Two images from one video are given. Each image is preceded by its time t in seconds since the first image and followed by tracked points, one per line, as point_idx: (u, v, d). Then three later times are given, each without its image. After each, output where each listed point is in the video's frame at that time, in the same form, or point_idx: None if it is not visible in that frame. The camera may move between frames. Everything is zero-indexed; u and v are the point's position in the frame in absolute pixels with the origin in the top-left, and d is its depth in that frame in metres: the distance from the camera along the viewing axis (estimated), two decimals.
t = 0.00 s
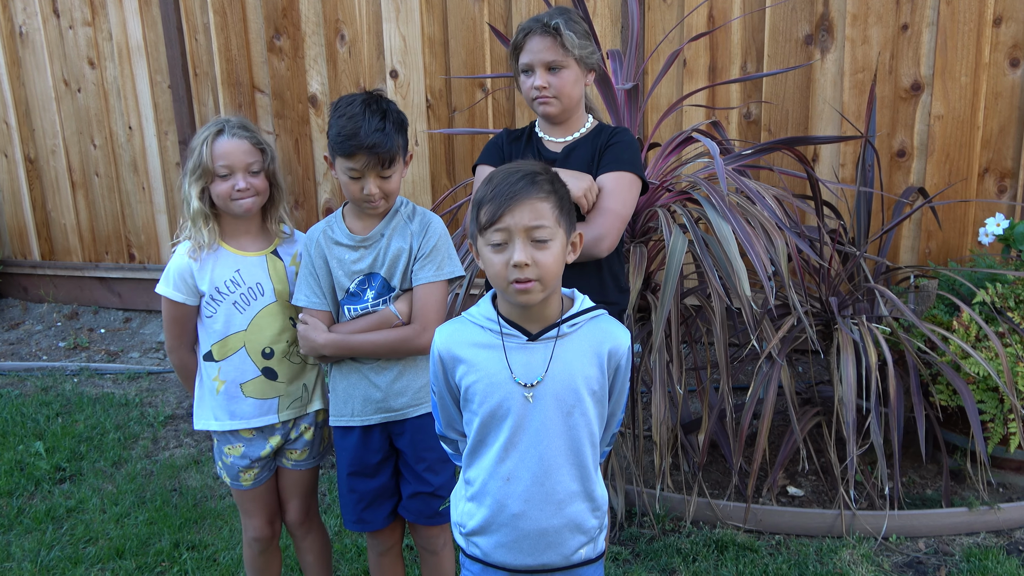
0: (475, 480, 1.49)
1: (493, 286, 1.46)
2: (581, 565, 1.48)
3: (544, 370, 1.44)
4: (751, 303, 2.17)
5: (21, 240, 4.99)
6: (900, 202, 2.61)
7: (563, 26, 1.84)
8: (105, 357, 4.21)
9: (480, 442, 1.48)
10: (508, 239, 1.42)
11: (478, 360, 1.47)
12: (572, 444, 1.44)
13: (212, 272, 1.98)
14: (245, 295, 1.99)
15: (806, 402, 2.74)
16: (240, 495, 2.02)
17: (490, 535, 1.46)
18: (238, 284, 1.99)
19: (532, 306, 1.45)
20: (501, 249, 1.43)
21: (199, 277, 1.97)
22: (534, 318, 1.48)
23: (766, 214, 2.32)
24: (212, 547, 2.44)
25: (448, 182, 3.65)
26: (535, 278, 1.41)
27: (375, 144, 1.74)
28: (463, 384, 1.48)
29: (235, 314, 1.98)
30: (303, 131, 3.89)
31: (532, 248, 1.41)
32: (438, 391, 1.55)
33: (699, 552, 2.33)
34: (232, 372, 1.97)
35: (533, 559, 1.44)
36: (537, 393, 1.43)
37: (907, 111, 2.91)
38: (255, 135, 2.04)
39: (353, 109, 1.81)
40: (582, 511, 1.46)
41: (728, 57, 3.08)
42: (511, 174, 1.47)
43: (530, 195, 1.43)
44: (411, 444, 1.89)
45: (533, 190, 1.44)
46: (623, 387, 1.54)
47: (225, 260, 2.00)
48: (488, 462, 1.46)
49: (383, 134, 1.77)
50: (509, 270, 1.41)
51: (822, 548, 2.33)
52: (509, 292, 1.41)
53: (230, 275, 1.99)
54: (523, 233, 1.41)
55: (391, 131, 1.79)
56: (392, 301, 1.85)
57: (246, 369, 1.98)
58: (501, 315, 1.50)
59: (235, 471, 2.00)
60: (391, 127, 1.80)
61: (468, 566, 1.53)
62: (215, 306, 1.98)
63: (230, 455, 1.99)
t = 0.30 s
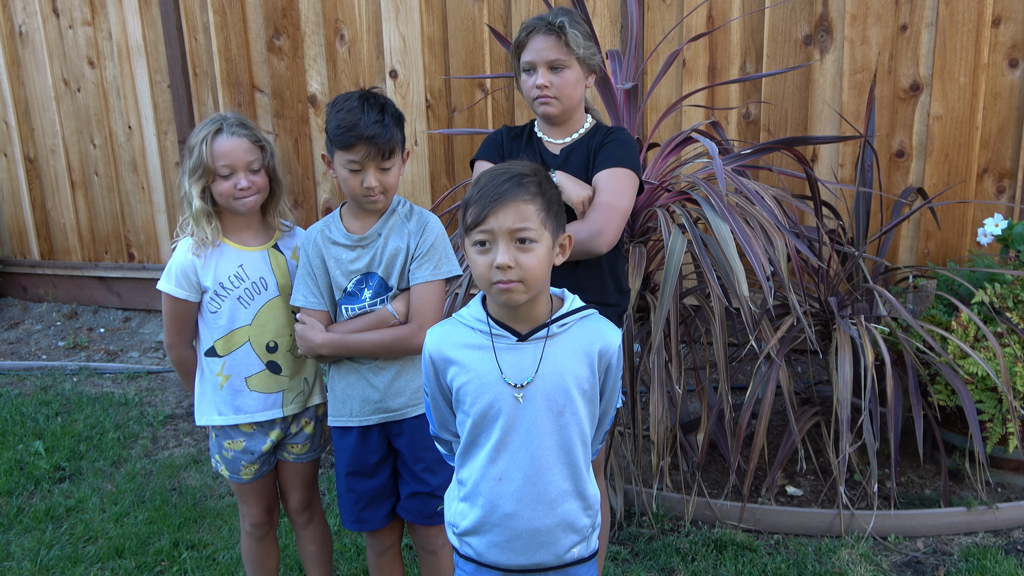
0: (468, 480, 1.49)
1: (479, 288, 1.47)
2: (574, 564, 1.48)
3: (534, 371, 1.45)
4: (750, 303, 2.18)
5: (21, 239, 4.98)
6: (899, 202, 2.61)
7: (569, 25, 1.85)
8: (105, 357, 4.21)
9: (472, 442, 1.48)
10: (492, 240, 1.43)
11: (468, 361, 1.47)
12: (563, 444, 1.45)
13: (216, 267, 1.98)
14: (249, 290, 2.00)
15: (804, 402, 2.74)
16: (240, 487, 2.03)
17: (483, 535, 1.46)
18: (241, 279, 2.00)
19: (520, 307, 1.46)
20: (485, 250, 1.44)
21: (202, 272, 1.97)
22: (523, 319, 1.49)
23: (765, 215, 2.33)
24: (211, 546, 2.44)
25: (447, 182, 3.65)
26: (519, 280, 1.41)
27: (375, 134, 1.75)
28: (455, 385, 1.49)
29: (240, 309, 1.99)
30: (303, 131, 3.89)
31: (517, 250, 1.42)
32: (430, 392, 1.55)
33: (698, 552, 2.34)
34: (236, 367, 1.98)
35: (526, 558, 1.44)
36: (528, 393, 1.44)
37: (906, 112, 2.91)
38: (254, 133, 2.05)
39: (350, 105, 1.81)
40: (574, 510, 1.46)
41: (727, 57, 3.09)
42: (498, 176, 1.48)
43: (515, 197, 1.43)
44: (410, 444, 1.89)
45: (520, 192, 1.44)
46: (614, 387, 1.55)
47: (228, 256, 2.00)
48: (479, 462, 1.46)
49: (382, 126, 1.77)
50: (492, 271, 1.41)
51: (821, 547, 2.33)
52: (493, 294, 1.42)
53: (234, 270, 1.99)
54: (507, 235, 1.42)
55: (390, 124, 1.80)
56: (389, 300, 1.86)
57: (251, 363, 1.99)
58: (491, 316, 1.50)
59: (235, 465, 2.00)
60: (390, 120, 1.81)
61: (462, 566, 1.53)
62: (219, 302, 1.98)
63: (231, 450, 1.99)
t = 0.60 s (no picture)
0: (458, 481, 1.50)
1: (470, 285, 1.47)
2: (564, 566, 1.48)
3: (524, 372, 1.45)
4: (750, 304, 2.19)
5: (20, 239, 4.98)
6: (898, 203, 2.61)
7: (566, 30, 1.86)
8: (105, 357, 4.21)
9: (462, 442, 1.48)
10: (486, 237, 1.43)
11: (459, 361, 1.48)
12: (552, 446, 1.45)
13: (207, 268, 1.99)
14: (241, 291, 2.00)
15: (804, 402, 2.74)
16: (238, 483, 2.03)
17: (472, 535, 1.47)
18: (233, 280, 2.00)
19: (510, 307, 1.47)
20: (479, 246, 1.44)
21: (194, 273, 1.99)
22: (513, 319, 1.49)
23: (765, 216, 2.33)
24: (211, 546, 2.45)
25: (447, 182, 3.65)
26: (511, 279, 1.41)
27: (376, 126, 1.77)
28: (446, 385, 1.49)
29: (230, 310, 1.99)
30: (303, 131, 3.89)
31: (510, 248, 1.42)
32: (423, 392, 1.56)
33: (697, 552, 2.34)
34: (229, 367, 1.98)
35: (515, 560, 1.44)
36: (517, 394, 1.44)
37: (905, 113, 2.92)
38: (251, 133, 2.05)
39: (351, 100, 1.82)
40: (563, 512, 1.46)
41: (727, 58, 3.09)
42: (494, 173, 1.48)
43: (510, 195, 1.44)
44: (410, 445, 1.89)
45: (515, 190, 1.45)
46: (605, 389, 1.54)
47: (220, 256, 2.01)
48: (469, 463, 1.47)
49: (383, 119, 1.79)
50: (485, 268, 1.42)
51: (820, 548, 2.34)
52: (484, 291, 1.43)
53: (226, 271, 2.00)
54: (501, 232, 1.42)
55: (391, 117, 1.82)
56: (389, 301, 1.86)
57: (243, 363, 1.98)
58: (481, 317, 1.51)
59: (231, 462, 2.00)
60: (391, 113, 1.83)
61: (453, 566, 1.53)
62: (210, 302, 1.98)
63: (227, 448, 1.99)
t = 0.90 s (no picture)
0: (449, 482, 1.50)
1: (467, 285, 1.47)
2: (552, 571, 1.48)
3: (515, 376, 1.45)
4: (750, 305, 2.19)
5: (21, 238, 4.98)
6: (897, 205, 2.62)
7: (559, 31, 1.86)
8: (105, 357, 4.22)
9: (453, 443, 1.49)
10: (486, 238, 1.43)
11: (452, 362, 1.49)
12: (542, 451, 1.45)
13: (203, 268, 2.00)
14: (236, 291, 2.00)
15: (803, 404, 2.74)
16: (235, 484, 2.04)
17: (462, 537, 1.47)
18: (229, 280, 2.00)
19: (505, 309, 1.47)
20: (478, 247, 1.44)
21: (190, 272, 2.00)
22: (508, 322, 1.49)
23: (765, 218, 2.32)
24: (211, 546, 2.45)
25: (448, 183, 3.66)
26: (509, 281, 1.42)
27: (365, 119, 1.81)
28: (438, 385, 1.50)
29: (225, 309, 1.99)
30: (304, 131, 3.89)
31: (510, 250, 1.43)
32: (417, 392, 1.57)
33: (696, 554, 2.34)
34: (223, 366, 1.99)
35: (502, 563, 1.45)
36: (508, 398, 1.44)
37: (905, 115, 2.92)
38: (250, 136, 2.05)
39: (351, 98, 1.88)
40: (552, 517, 1.46)
41: (727, 60, 3.10)
42: (498, 175, 1.49)
43: (512, 199, 1.44)
44: (410, 447, 1.90)
45: (518, 193, 1.46)
46: (598, 396, 1.54)
47: (216, 257, 2.02)
48: (460, 464, 1.48)
49: (375, 114, 1.83)
50: (484, 269, 1.42)
51: (819, 550, 2.34)
52: (481, 291, 1.43)
53: (221, 271, 2.00)
54: (501, 234, 1.42)
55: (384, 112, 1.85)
56: (390, 303, 1.86)
57: (237, 363, 1.98)
58: (476, 318, 1.52)
59: (228, 463, 2.01)
60: (386, 108, 1.87)
61: (444, 567, 1.54)
62: (206, 301, 1.99)
63: (225, 448, 2.00)
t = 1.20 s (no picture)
0: (451, 486, 1.50)
1: (473, 288, 1.47)
2: (555, 573, 1.49)
3: (520, 379, 1.46)
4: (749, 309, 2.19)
5: (22, 238, 4.99)
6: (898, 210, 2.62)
7: (560, 34, 1.86)
8: (106, 357, 4.22)
9: (456, 448, 1.49)
10: (495, 240, 1.44)
11: (455, 365, 1.49)
12: (546, 453, 1.46)
13: (201, 269, 2.01)
14: (232, 292, 2.01)
15: (803, 408, 2.75)
16: (232, 489, 2.04)
17: (464, 541, 1.47)
18: (226, 281, 2.01)
19: (511, 311, 1.46)
20: (487, 249, 1.44)
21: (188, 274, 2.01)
22: (512, 325, 1.49)
23: (765, 222, 2.32)
24: (210, 547, 2.45)
25: (449, 185, 3.66)
26: (519, 282, 1.42)
27: (357, 117, 1.82)
28: (441, 389, 1.50)
29: (221, 310, 2.00)
30: (305, 133, 3.90)
31: (518, 252, 1.43)
32: (417, 397, 1.56)
33: (695, 557, 2.34)
34: (218, 368, 1.99)
35: (506, 566, 1.45)
36: (512, 401, 1.45)
37: (906, 120, 2.93)
38: (252, 140, 2.06)
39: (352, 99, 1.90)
40: (556, 520, 1.47)
41: (728, 64, 3.10)
42: (502, 178, 1.50)
43: (520, 200, 1.45)
44: (410, 449, 1.90)
45: (524, 195, 1.46)
46: (600, 398, 1.55)
47: (215, 258, 2.03)
48: (463, 468, 1.47)
49: (368, 113, 1.83)
50: (492, 271, 1.42)
51: (818, 553, 2.34)
52: (489, 292, 1.42)
53: (219, 271, 2.01)
54: (510, 236, 1.43)
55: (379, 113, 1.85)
56: (392, 305, 1.87)
57: (232, 365, 1.99)
58: (479, 322, 1.51)
59: (223, 467, 2.01)
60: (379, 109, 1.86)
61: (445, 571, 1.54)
62: (203, 302, 2.00)
63: (220, 451, 2.00)
